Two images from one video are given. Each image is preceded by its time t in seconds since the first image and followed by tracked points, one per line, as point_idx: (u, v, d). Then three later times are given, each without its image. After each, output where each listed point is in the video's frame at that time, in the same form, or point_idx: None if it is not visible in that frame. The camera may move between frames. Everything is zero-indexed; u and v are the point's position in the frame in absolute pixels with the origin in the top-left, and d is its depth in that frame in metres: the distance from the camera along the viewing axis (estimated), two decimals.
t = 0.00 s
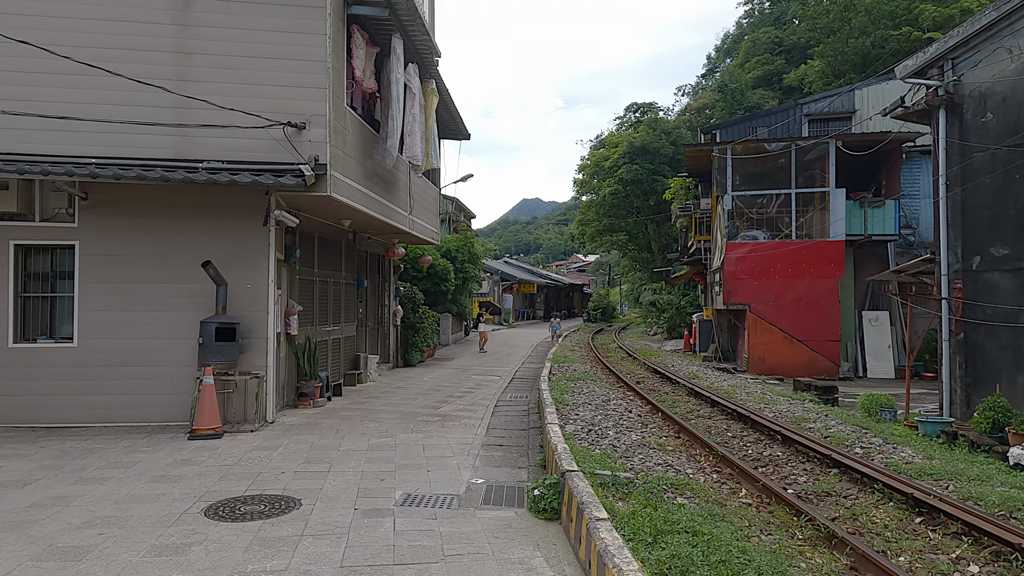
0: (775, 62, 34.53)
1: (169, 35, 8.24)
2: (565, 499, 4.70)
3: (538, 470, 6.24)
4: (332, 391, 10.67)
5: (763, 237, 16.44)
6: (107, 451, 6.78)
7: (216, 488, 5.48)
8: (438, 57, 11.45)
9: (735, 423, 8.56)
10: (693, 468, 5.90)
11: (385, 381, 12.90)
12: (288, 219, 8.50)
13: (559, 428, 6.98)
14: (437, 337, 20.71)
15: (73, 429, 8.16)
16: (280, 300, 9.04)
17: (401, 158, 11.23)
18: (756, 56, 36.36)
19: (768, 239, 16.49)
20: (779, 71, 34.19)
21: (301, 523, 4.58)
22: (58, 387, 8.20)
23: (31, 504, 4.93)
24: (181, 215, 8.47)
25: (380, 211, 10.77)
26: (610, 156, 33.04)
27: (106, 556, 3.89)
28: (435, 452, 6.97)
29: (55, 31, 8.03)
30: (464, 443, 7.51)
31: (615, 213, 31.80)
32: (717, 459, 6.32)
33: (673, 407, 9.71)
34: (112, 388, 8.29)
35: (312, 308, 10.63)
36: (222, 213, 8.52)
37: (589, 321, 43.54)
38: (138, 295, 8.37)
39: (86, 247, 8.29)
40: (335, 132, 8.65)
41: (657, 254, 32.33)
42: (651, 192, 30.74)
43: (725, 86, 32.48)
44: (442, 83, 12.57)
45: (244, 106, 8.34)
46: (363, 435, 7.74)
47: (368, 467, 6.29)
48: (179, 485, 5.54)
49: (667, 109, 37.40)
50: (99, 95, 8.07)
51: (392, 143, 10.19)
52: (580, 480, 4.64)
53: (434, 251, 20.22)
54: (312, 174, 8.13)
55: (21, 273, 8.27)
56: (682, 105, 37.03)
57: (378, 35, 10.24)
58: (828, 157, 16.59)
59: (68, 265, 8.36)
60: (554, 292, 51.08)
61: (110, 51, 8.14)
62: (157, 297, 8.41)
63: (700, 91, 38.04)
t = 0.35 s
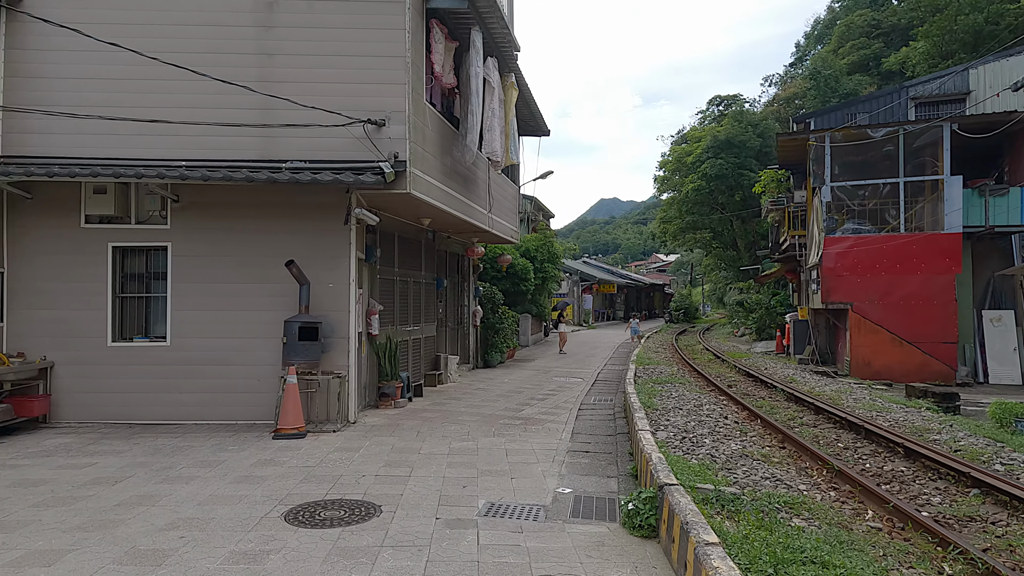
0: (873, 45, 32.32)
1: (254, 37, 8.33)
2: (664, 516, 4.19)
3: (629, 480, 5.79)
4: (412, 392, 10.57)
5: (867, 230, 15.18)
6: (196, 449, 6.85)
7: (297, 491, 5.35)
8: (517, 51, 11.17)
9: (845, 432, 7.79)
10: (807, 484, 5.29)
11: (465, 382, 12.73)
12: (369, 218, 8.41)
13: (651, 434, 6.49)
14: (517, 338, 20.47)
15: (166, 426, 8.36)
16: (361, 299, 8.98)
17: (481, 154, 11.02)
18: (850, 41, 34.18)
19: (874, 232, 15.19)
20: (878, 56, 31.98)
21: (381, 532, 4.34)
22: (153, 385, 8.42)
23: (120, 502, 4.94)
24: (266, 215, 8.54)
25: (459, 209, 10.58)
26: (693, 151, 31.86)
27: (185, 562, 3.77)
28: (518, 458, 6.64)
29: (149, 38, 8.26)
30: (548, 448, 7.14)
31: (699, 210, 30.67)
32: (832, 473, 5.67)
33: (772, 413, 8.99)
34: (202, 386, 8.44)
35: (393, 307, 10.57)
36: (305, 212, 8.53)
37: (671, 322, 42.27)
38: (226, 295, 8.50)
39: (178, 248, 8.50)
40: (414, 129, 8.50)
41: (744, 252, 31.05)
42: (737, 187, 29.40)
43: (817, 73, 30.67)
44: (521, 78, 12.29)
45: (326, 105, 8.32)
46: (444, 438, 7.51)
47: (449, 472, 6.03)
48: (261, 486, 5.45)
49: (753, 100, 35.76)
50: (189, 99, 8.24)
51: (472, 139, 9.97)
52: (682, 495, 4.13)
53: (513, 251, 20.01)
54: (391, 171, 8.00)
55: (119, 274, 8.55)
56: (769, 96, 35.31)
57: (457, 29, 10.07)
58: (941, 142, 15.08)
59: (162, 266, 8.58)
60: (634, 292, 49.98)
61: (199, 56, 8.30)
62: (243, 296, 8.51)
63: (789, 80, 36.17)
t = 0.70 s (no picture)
0: (1003, 18, 29.27)
1: (347, 37, 8.30)
2: (796, 551, 3.64)
3: (745, 501, 5.21)
4: (504, 395, 10.31)
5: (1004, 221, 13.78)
6: (291, 451, 6.83)
7: (389, 500, 5.15)
8: (611, 39, 10.69)
9: (996, 451, 6.81)
10: (963, 516, 4.53)
11: (558, 385, 12.35)
12: (459, 216, 8.19)
13: (768, 449, 5.85)
14: (609, 339, 19.90)
15: (265, 426, 8.48)
16: (452, 300, 8.79)
17: (573, 149, 10.61)
18: (976, 14, 31.16)
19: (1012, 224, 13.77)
20: (1008, 29, 28.94)
21: (475, 553, 4.03)
22: (252, 384, 8.58)
23: (216, 506, 4.90)
24: (359, 215, 8.50)
25: (551, 207, 10.21)
26: (796, 141, 29.98)
27: None
28: (619, 471, 6.18)
29: (248, 44, 8.42)
30: (651, 460, 6.64)
31: (802, 204, 28.90)
32: (991, 502, 4.86)
33: (903, 426, 8.05)
34: (299, 387, 8.51)
35: (484, 308, 10.35)
36: (397, 212, 8.42)
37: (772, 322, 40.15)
38: (320, 296, 8.53)
39: (276, 250, 8.61)
40: (506, 123, 8.20)
41: (855, 248, 29.05)
42: (846, 177, 27.35)
43: (937, 52, 28.12)
44: (615, 68, 11.77)
45: (416, 102, 8.17)
46: (538, 446, 7.16)
47: (545, 485, 5.66)
48: (353, 493, 5.30)
49: (862, 85, 33.31)
50: (285, 102, 8.32)
51: (564, 133, 9.57)
52: (818, 529, 3.56)
53: (606, 249, 19.46)
54: (483, 167, 7.73)
55: (221, 277, 8.77)
56: (881, 79, 32.78)
57: (548, 19, 9.71)
58: None
59: (260, 268, 8.73)
60: (731, 291, 47.92)
61: (295, 59, 8.37)
62: (337, 298, 8.51)
63: (903, 61, 33.43)
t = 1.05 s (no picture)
0: None
1: (443, 28, 8.13)
2: None
3: (895, 526, 4.54)
4: (606, 395, 9.87)
5: None
6: (391, 450, 6.73)
7: (490, 507, 4.88)
8: (719, 16, 9.98)
9: None
10: None
11: (661, 385, 11.76)
12: (560, 208, 7.83)
13: (918, 466, 5.12)
14: (713, 337, 18.95)
15: (366, 422, 8.49)
16: (552, 296, 8.45)
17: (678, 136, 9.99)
18: None
19: None
20: None
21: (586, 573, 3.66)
22: (354, 381, 8.61)
23: (317, 507, 4.81)
24: (456, 210, 8.32)
25: (655, 197, 9.66)
26: (920, 120, 27.34)
27: None
28: (738, 483, 5.63)
29: (347, 41, 8.43)
30: (774, 472, 6.02)
31: (928, 190, 26.53)
32: None
33: None
34: (398, 383, 8.46)
35: (585, 304, 9.95)
36: (494, 205, 8.17)
37: (891, 318, 37.20)
38: (419, 292, 8.43)
39: (375, 246, 8.60)
40: (608, 109, 7.76)
41: (989, 236, 26.23)
42: (980, 159, 24.63)
43: None
44: (722, 47, 11.02)
45: (514, 91, 7.88)
46: (646, 451, 6.70)
47: (658, 496, 5.21)
48: (454, 498, 5.07)
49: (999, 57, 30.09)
50: (383, 98, 8.28)
51: (670, 118, 8.99)
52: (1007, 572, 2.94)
53: (710, 242, 18.51)
54: (584, 156, 7.33)
55: (323, 273, 8.86)
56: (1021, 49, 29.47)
57: None
58: None
59: (360, 265, 8.75)
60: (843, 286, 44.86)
61: (392, 54, 8.30)
62: (435, 294, 8.38)
63: None
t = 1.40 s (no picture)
0: None
1: (542, 13, 7.81)
2: None
3: None
4: (716, 397, 9.20)
5: None
6: (491, 451, 6.49)
7: (597, 518, 4.49)
8: None
9: None
10: None
11: (776, 387, 10.89)
12: (667, 197, 7.29)
13: None
14: (831, 337, 17.55)
15: (465, 421, 8.31)
16: (658, 291, 7.92)
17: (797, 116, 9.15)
18: None
19: None
20: None
21: None
22: (452, 379, 8.46)
23: (415, 511, 4.61)
24: (555, 201, 7.98)
25: (771, 184, 8.90)
26: None
27: None
28: (881, 502, 4.94)
29: (444, 32, 8.29)
30: (922, 490, 5.26)
31: None
32: None
33: None
34: (497, 382, 8.22)
35: (692, 301, 9.33)
36: (596, 196, 7.77)
37: None
38: (517, 288, 8.16)
39: (473, 241, 8.40)
40: (720, 88, 7.15)
41: None
42: None
43: None
44: (846, 17, 10.04)
45: (616, 75, 7.44)
46: (767, 461, 6.07)
47: (786, 514, 4.63)
48: (557, 507, 4.72)
49: None
50: (481, 89, 8.07)
51: (788, 96, 8.22)
52: None
53: (826, 234, 17.14)
54: (693, 140, 6.76)
55: (421, 269, 8.77)
56: None
57: None
58: None
59: (458, 260, 8.58)
60: (977, 281, 40.82)
61: (489, 43, 8.07)
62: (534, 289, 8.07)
63: None
